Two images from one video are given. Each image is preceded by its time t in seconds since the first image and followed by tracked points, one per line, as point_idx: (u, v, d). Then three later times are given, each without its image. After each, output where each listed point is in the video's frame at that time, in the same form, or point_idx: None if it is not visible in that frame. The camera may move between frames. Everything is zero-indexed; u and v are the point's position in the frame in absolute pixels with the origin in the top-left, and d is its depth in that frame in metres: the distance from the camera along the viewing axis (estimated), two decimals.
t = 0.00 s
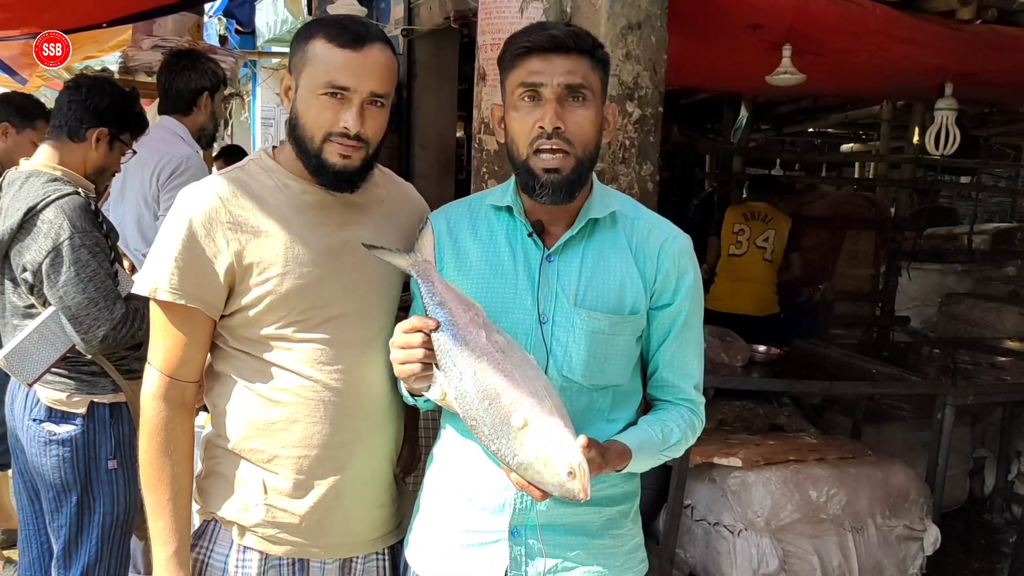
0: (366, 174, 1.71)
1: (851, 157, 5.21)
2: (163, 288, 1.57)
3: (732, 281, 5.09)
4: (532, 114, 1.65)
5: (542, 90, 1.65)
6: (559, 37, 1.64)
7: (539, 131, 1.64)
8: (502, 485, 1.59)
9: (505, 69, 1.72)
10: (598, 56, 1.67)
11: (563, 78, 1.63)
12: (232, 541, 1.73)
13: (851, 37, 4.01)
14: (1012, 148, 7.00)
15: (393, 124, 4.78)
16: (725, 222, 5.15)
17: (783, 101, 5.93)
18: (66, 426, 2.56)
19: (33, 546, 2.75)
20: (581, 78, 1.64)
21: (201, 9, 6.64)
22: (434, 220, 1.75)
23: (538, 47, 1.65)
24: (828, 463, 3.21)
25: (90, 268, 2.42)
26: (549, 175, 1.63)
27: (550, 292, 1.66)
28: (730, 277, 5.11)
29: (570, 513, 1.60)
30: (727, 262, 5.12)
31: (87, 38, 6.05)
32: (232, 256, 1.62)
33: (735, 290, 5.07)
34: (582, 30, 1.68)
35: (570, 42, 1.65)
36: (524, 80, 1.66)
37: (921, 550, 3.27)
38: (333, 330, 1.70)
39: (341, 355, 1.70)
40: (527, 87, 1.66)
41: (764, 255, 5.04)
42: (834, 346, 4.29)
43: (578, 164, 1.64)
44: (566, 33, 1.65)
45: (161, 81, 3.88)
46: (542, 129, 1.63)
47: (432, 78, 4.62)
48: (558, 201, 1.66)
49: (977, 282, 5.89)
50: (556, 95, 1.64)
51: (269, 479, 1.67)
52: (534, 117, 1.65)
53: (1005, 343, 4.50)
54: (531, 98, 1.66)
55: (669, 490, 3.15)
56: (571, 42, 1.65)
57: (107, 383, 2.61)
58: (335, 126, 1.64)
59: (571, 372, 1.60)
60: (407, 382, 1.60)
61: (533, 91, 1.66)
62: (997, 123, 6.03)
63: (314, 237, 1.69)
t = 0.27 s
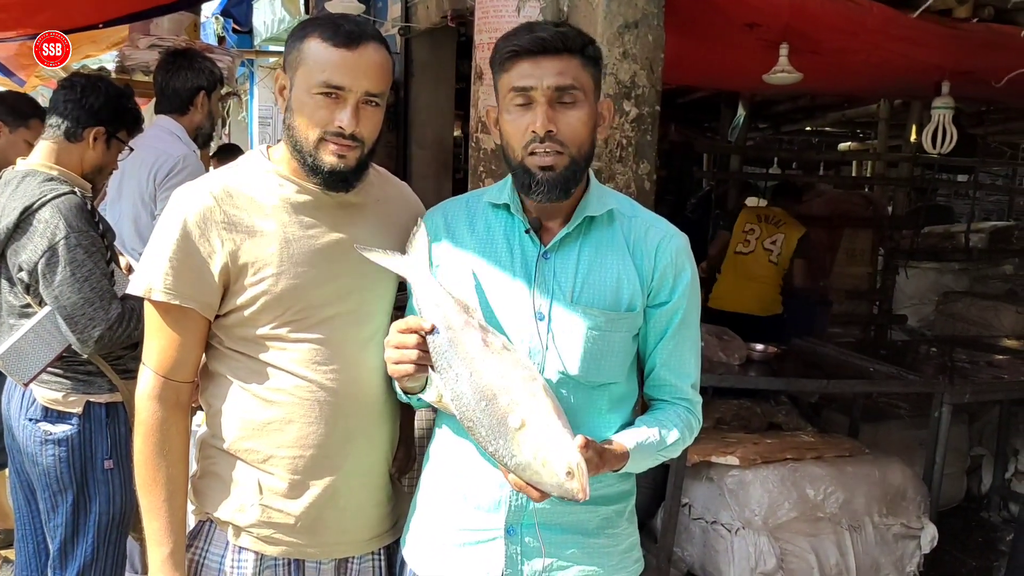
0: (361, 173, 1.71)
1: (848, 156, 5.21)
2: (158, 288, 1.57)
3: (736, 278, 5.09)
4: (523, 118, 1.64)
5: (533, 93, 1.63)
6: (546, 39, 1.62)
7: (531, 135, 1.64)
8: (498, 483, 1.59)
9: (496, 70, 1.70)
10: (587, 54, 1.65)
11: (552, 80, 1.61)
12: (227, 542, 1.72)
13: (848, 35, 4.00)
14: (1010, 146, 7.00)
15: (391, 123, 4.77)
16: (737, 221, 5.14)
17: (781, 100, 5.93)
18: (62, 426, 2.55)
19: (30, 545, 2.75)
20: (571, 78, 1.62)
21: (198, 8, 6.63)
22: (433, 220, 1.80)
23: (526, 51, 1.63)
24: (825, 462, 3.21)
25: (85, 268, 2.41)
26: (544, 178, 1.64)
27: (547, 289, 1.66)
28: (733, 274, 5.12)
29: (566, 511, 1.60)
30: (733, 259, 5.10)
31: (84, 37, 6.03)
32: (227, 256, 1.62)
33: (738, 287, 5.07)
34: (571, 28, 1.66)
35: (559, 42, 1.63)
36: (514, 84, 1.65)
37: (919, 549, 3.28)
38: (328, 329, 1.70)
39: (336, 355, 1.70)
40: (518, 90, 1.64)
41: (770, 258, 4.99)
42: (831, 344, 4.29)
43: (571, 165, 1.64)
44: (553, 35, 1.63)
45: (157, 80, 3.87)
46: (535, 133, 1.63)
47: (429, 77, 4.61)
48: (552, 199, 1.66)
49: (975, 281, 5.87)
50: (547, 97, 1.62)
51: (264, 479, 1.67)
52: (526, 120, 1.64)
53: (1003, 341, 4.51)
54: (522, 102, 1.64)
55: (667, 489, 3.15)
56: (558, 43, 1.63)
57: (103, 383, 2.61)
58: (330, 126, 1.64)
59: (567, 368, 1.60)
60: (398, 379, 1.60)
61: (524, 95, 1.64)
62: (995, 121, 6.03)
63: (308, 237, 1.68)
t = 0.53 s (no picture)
0: (356, 175, 1.70)
1: (846, 154, 5.21)
2: (154, 291, 1.57)
3: (748, 276, 5.09)
4: (517, 152, 1.60)
5: (525, 128, 1.58)
6: (536, 77, 1.55)
7: (526, 169, 1.60)
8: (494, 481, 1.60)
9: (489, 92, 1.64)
10: (581, 81, 1.57)
11: (544, 116, 1.55)
12: (224, 544, 1.72)
13: (846, 34, 4.02)
14: (1008, 144, 7.01)
15: (388, 122, 4.77)
16: (753, 216, 5.09)
17: (778, 98, 5.93)
18: (61, 427, 2.56)
19: (28, 546, 2.75)
20: (564, 114, 1.56)
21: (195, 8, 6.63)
22: (434, 217, 1.80)
23: (516, 88, 1.56)
24: (823, 460, 3.22)
25: (82, 268, 2.41)
26: (540, 208, 1.64)
27: (546, 285, 1.66)
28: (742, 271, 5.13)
29: (562, 509, 1.60)
30: (748, 256, 5.06)
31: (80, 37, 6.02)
32: (222, 257, 1.62)
33: (749, 285, 5.08)
34: (572, 51, 1.58)
35: (553, 73, 1.55)
36: (506, 116, 1.59)
37: (917, 547, 3.28)
38: (324, 331, 1.70)
39: (332, 356, 1.70)
40: (510, 124, 1.58)
41: (786, 258, 4.99)
42: (829, 343, 4.30)
43: (566, 193, 1.63)
44: (544, 70, 1.55)
45: (154, 80, 3.87)
46: (529, 169, 1.59)
47: (426, 76, 4.61)
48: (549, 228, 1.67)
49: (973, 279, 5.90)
50: (541, 135, 1.57)
51: (261, 480, 1.67)
52: (519, 154, 1.60)
53: (1001, 339, 4.51)
54: (514, 134, 1.60)
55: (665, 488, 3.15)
56: (550, 78, 1.55)
57: (101, 383, 2.60)
58: (325, 131, 1.62)
59: (565, 366, 1.61)
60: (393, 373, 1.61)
61: (518, 129, 1.58)
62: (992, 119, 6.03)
63: (304, 238, 1.68)
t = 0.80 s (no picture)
0: (356, 175, 1.70)
1: (844, 152, 5.21)
2: (151, 291, 1.57)
3: (754, 275, 5.13)
4: (538, 105, 1.65)
5: (551, 81, 1.65)
6: (571, 30, 1.66)
7: (544, 122, 1.65)
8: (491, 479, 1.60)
9: (511, 58, 1.72)
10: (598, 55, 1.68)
11: (571, 70, 1.64)
12: (223, 543, 1.72)
13: (843, 32, 4.03)
14: (1005, 141, 7.02)
15: (386, 121, 4.77)
16: (760, 218, 5.15)
17: (776, 97, 5.93)
18: (59, 427, 2.55)
19: (28, 546, 2.74)
20: (588, 72, 1.65)
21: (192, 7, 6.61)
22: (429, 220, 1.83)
23: (550, 39, 1.65)
24: (821, 458, 3.22)
25: (79, 268, 2.41)
26: (552, 168, 1.64)
27: (542, 283, 1.67)
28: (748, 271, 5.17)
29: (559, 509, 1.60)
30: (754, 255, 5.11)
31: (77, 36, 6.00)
32: (220, 257, 1.62)
33: (755, 284, 5.12)
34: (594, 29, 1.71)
35: (581, 38, 1.67)
36: (532, 70, 1.66)
37: (915, 544, 3.29)
38: (322, 331, 1.70)
39: (330, 356, 1.70)
40: (534, 79, 1.66)
41: (790, 259, 5.08)
42: (827, 341, 4.30)
43: (579, 158, 1.66)
44: (576, 26, 1.67)
45: (152, 79, 3.86)
46: (550, 119, 1.64)
47: (424, 74, 4.60)
48: (557, 190, 1.67)
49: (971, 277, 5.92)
50: (565, 87, 1.64)
51: (259, 480, 1.67)
52: (541, 107, 1.65)
53: (999, 337, 4.52)
54: (537, 88, 1.66)
55: (664, 486, 3.15)
56: (580, 36, 1.67)
57: (99, 383, 2.61)
58: (327, 133, 1.62)
59: (560, 364, 1.61)
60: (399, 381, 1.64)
61: (542, 82, 1.66)
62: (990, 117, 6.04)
63: (301, 237, 1.68)
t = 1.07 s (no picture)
0: (353, 175, 1.70)
1: (842, 151, 5.22)
2: (149, 290, 1.56)
3: (754, 273, 5.10)
4: (559, 103, 1.66)
5: (576, 82, 1.66)
6: (605, 38, 1.67)
7: (561, 121, 1.65)
8: (489, 477, 1.60)
9: (537, 52, 1.71)
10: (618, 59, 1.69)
11: (598, 76, 1.65)
12: (220, 542, 1.72)
13: (842, 31, 4.04)
14: (1003, 141, 7.02)
15: (384, 120, 4.76)
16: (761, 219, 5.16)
17: (775, 96, 5.94)
18: (55, 425, 2.54)
19: (23, 546, 2.74)
20: (612, 81, 1.67)
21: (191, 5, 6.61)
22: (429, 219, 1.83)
23: (583, 41, 1.66)
24: (820, 457, 3.22)
25: (76, 267, 2.41)
26: (562, 164, 1.65)
27: (541, 281, 1.67)
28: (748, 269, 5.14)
29: (558, 508, 1.60)
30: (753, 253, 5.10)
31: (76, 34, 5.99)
32: (217, 257, 1.62)
33: (754, 281, 5.08)
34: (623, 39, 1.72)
35: (612, 46, 1.68)
36: (560, 68, 1.66)
37: (913, 543, 3.29)
38: (321, 330, 1.70)
39: (328, 355, 1.70)
40: (559, 77, 1.66)
41: (790, 259, 5.05)
42: (826, 340, 4.31)
43: (588, 159, 1.67)
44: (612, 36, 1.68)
45: (151, 77, 3.86)
46: (570, 118, 1.64)
47: (423, 73, 4.60)
48: (562, 186, 1.68)
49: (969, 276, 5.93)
50: (588, 91, 1.65)
51: (257, 479, 1.67)
52: (562, 105, 1.65)
53: (997, 336, 4.52)
54: (560, 86, 1.66)
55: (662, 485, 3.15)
56: (611, 46, 1.68)
57: (96, 382, 2.59)
58: (322, 134, 1.61)
59: (558, 362, 1.61)
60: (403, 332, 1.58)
61: (567, 80, 1.66)
62: (988, 117, 6.04)
63: (299, 237, 1.68)
